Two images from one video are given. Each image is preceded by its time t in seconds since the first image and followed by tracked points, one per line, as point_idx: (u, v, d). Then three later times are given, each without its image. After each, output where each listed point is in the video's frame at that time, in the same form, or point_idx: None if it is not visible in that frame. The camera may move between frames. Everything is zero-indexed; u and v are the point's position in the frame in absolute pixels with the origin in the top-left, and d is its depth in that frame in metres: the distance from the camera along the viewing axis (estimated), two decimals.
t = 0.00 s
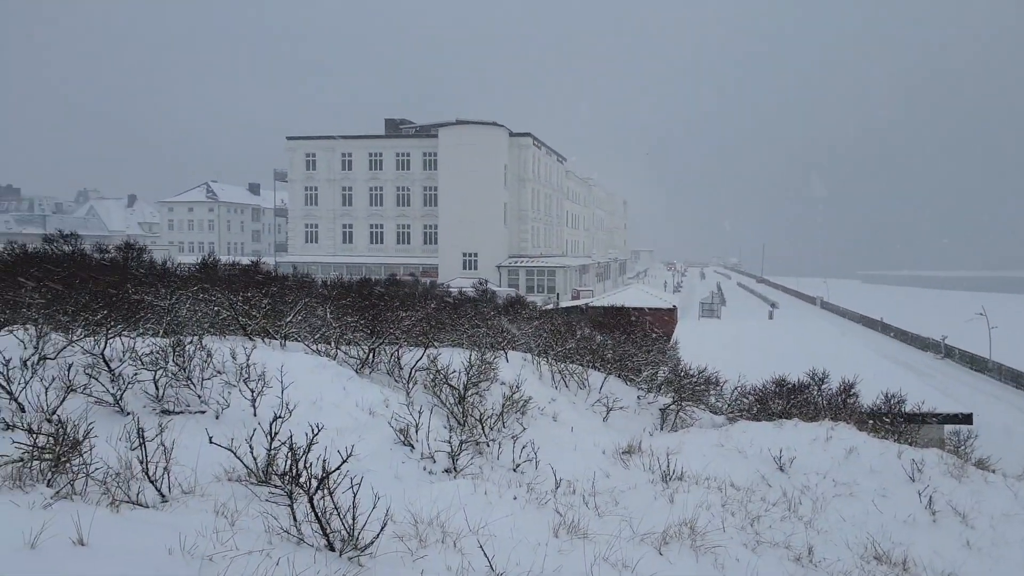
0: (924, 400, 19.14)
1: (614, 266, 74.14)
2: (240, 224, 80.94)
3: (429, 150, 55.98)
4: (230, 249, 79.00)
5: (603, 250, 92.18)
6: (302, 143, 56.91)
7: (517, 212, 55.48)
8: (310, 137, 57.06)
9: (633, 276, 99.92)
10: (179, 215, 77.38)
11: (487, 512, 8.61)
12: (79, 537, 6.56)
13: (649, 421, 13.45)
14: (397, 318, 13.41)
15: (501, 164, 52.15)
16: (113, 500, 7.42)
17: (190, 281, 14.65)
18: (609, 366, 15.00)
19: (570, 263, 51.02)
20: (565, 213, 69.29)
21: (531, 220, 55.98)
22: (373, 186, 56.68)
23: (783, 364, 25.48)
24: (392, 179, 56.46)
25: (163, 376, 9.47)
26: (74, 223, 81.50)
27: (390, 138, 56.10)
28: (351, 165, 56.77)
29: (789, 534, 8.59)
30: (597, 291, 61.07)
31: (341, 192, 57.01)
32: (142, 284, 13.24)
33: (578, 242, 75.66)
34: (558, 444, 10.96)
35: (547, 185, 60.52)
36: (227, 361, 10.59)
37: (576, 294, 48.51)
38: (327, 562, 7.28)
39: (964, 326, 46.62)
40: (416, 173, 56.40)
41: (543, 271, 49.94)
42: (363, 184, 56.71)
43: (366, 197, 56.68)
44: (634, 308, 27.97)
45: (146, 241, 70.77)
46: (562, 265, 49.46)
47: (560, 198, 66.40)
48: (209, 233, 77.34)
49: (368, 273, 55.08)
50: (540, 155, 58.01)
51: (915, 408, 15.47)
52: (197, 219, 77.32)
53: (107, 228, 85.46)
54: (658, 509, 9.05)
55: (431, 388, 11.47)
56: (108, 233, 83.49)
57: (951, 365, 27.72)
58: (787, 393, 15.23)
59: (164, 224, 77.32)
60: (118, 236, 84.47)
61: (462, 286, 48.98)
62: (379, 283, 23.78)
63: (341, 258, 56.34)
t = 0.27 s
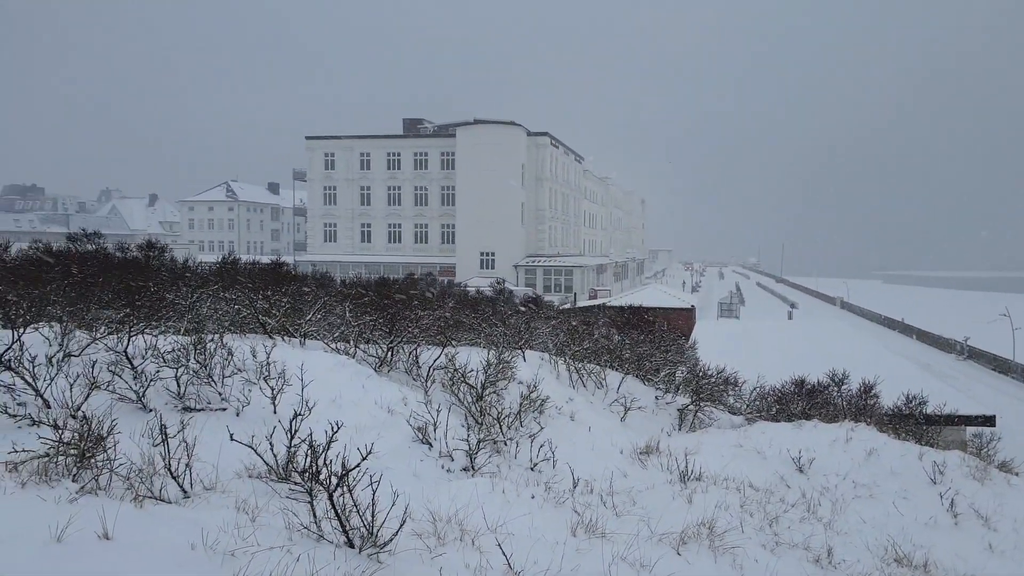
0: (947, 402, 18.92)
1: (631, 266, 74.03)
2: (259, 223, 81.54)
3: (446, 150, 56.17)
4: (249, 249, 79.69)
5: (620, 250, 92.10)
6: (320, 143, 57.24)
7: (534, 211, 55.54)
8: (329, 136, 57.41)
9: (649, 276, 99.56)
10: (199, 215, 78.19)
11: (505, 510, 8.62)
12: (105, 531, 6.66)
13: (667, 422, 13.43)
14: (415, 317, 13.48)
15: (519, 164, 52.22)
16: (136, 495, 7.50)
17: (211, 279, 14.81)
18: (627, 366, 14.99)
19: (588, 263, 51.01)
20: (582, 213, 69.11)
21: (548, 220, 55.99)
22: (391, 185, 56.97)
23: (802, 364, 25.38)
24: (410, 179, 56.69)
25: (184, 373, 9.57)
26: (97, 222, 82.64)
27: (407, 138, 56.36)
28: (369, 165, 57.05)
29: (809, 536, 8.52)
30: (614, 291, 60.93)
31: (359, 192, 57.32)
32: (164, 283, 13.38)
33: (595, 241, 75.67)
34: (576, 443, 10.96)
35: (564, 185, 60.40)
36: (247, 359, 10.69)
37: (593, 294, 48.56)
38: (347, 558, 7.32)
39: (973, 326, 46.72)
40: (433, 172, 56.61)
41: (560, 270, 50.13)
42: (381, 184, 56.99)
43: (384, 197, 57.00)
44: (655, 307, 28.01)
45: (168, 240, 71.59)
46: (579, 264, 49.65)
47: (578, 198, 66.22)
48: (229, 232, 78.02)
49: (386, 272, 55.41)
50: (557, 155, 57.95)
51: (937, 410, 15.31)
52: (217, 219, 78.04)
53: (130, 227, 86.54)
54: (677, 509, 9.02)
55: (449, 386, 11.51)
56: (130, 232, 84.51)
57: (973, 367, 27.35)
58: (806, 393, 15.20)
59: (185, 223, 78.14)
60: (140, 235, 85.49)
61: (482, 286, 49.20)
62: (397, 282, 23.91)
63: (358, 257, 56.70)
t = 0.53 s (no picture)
0: (974, 407, 18.59)
1: (650, 267, 73.82)
2: (280, 224, 82.26)
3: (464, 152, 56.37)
4: (270, 250, 80.41)
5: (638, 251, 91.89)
6: (341, 145, 57.67)
7: (552, 212, 55.50)
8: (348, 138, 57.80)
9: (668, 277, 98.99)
10: (221, 216, 79.15)
11: (524, 512, 8.61)
12: (131, 529, 6.80)
13: (686, 425, 13.38)
14: (434, 318, 13.54)
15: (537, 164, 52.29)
16: (160, 494, 7.62)
17: (232, 281, 14.97)
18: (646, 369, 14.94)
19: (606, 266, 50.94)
20: (601, 214, 68.87)
21: (566, 221, 55.91)
22: (409, 187, 57.23)
23: (823, 367, 25.18)
24: (428, 181, 56.92)
25: (207, 374, 9.68)
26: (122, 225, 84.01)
27: (425, 140, 56.65)
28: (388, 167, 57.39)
29: (831, 541, 8.42)
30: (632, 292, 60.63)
31: (378, 193, 57.69)
32: (187, 283, 13.56)
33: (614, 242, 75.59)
34: (595, 445, 10.95)
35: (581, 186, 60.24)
36: (268, 359, 10.78)
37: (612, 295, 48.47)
38: (367, 559, 7.36)
39: (999, 328, 45.89)
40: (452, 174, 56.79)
41: (578, 272, 50.21)
42: (400, 186, 57.27)
43: (403, 199, 57.29)
44: (674, 309, 28.00)
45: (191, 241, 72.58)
46: (597, 266, 49.69)
47: (596, 199, 66.00)
48: (249, 233, 78.84)
49: (404, 273, 55.75)
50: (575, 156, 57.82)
51: (962, 415, 15.06)
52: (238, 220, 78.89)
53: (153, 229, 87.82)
54: (697, 513, 8.97)
55: (467, 388, 11.53)
56: (154, 234, 85.75)
57: (1000, 370, 26.84)
58: (828, 397, 15.12)
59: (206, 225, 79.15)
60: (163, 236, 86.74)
61: (501, 287, 49.23)
62: (416, 284, 24.01)
63: (377, 258, 57.06)
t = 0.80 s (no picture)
0: (1011, 412, 18.15)
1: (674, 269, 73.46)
2: (305, 230, 83.26)
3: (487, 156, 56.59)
4: (296, 255, 81.35)
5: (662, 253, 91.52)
6: (364, 151, 58.26)
7: (574, 216, 55.41)
8: (372, 143, 58.38)
9: (692, 279, 98.32)
10: (247, 222, 80.36)
11: (551, 516, 8.61)
12: (165, 531, 7.04)
13: (713, 429, 13.33)
14: (458, 322, 13.62)
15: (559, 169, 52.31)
16: (193, 496, 7.79)
17: (259, 286, 15.20)
18: (672, 373, 14.88)
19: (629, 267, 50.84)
20: (624, 217, 68.58)
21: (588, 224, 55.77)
22: (432, 192, 57.59)
23: (852, 370, 24.86)
24: (450, 185, 57.26)
25: (236, 378, 9.82)
26: (153, 232, 85.81)
27: (447, 145, 57.00)
28: (412, 172, 57.88)
29: (863, 547, 8.28)
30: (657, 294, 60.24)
31: (401, 198, 58.17)
32: (215, 289, 13.79)
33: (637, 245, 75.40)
34: (620, 449, 10.92)
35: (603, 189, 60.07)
36: (296, 363, 10.92)
37: (635, 298, 48.43)
38: (395, 562, 7.42)
39: None
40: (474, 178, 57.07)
41: (601, 275, 50.20)
42: (423, 191, 57.67)
43: (425, 204, 57.70)
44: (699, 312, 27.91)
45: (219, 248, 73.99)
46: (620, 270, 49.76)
47: (619, 202, 65.74)
48: (275, 239, 79.97)
49: (427, 277, 56.14)
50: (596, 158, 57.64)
51: (997, 419, 14.72)
52: (265, 227, 80.07)
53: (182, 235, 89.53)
54: (725, 518, 8.89)
55: (492, 392, 11.57)
56: (183, 240, 87.36)
57: None
58: (857, 401, 14.93)
59: (234, 231, 80.51)
60: (192, 242, 88.47)
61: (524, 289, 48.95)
62: (441, 288, 24.17)
63: (400, 263, 57.52)
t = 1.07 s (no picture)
0: None
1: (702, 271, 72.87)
2: (334, 232, 84.14)
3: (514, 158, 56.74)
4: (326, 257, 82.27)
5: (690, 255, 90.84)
6: (392, 154, 58.92)
7: (602, 218, 55.42)
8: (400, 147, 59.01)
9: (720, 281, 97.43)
10: (278, 225, 81.60)
11: (580, 518, 8.59)
12: (200, 527, 7.23)
13: (743, 432, 13.18)
14: (486, 323, 13.70)
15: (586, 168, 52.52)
16: (227, 494, 7.92)
17: (290, 287, 15.43)
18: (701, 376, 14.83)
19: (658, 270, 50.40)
20: (652, 219, 68.16)
21: (616, 226, 55.61)
22: (459, 194, 57.92)
23: (886, 373, 24.49)
24: (477, 188, 57.53)
25: (268, 378, 9.99)
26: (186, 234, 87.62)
27: (474, 147, 57.31)
28: (438, 174, 58.28)
29: (897, 554, 8.13)
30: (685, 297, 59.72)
31: (429, 201, 58.63)
32: (248, 290, 14.04)
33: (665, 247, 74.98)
34: (649, 452, 10.89)
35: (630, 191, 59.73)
36: (326, 363, 11.07)
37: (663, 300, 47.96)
38: (426, 561, 7.48)
39: None
40: (500, 180, 57.22)
41: (629, 276, 49.46)
42: (450, 193, 58.03)
43: (452, 206, 58.06)
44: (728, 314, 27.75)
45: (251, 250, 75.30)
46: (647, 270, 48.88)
47: (646, 203, 65.36)
48: (304, 241, 80.98)
49: (455, 279, 56.48)
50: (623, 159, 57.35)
51: None
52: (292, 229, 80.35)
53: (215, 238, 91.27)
54: (756, 521, 8.81)
55: (519, 394, 11.61)
56: (216, 242, 88.95)
57: None
58: (892, 405, 14.71)
59: (264, 234, 81.83)
60: (224, 245, 90.11)
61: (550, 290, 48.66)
62: (469, 290, 24.29)
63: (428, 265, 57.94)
